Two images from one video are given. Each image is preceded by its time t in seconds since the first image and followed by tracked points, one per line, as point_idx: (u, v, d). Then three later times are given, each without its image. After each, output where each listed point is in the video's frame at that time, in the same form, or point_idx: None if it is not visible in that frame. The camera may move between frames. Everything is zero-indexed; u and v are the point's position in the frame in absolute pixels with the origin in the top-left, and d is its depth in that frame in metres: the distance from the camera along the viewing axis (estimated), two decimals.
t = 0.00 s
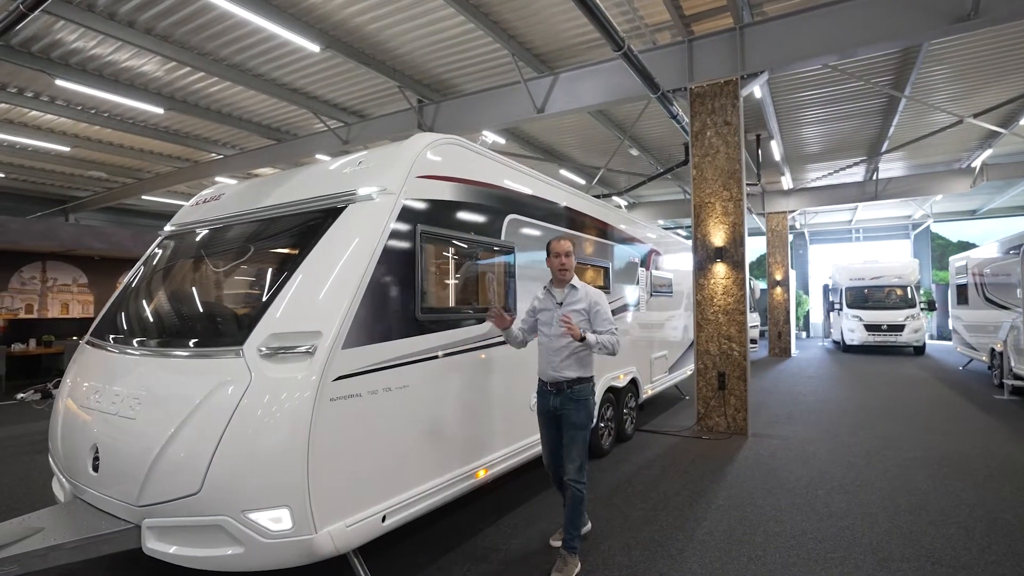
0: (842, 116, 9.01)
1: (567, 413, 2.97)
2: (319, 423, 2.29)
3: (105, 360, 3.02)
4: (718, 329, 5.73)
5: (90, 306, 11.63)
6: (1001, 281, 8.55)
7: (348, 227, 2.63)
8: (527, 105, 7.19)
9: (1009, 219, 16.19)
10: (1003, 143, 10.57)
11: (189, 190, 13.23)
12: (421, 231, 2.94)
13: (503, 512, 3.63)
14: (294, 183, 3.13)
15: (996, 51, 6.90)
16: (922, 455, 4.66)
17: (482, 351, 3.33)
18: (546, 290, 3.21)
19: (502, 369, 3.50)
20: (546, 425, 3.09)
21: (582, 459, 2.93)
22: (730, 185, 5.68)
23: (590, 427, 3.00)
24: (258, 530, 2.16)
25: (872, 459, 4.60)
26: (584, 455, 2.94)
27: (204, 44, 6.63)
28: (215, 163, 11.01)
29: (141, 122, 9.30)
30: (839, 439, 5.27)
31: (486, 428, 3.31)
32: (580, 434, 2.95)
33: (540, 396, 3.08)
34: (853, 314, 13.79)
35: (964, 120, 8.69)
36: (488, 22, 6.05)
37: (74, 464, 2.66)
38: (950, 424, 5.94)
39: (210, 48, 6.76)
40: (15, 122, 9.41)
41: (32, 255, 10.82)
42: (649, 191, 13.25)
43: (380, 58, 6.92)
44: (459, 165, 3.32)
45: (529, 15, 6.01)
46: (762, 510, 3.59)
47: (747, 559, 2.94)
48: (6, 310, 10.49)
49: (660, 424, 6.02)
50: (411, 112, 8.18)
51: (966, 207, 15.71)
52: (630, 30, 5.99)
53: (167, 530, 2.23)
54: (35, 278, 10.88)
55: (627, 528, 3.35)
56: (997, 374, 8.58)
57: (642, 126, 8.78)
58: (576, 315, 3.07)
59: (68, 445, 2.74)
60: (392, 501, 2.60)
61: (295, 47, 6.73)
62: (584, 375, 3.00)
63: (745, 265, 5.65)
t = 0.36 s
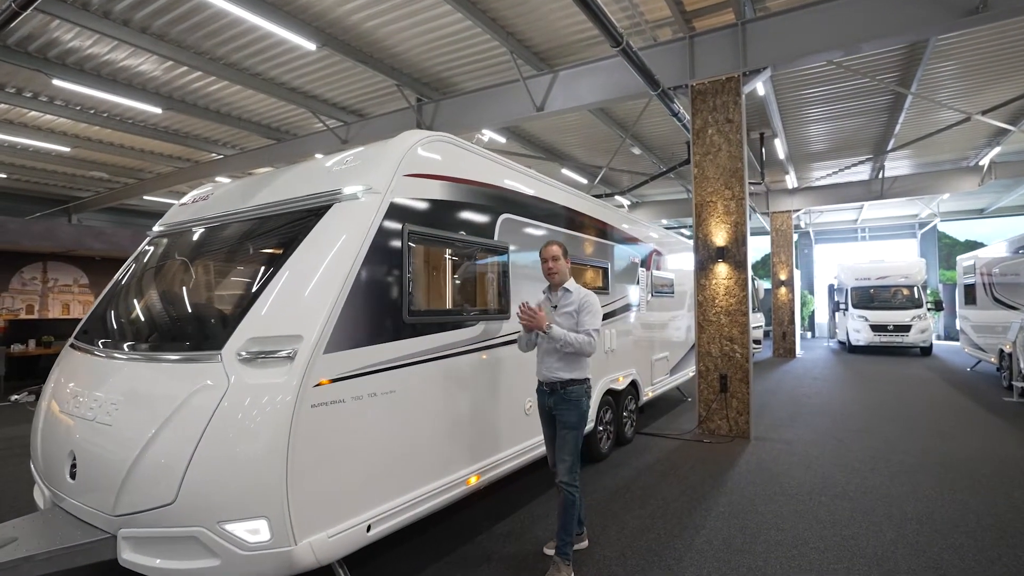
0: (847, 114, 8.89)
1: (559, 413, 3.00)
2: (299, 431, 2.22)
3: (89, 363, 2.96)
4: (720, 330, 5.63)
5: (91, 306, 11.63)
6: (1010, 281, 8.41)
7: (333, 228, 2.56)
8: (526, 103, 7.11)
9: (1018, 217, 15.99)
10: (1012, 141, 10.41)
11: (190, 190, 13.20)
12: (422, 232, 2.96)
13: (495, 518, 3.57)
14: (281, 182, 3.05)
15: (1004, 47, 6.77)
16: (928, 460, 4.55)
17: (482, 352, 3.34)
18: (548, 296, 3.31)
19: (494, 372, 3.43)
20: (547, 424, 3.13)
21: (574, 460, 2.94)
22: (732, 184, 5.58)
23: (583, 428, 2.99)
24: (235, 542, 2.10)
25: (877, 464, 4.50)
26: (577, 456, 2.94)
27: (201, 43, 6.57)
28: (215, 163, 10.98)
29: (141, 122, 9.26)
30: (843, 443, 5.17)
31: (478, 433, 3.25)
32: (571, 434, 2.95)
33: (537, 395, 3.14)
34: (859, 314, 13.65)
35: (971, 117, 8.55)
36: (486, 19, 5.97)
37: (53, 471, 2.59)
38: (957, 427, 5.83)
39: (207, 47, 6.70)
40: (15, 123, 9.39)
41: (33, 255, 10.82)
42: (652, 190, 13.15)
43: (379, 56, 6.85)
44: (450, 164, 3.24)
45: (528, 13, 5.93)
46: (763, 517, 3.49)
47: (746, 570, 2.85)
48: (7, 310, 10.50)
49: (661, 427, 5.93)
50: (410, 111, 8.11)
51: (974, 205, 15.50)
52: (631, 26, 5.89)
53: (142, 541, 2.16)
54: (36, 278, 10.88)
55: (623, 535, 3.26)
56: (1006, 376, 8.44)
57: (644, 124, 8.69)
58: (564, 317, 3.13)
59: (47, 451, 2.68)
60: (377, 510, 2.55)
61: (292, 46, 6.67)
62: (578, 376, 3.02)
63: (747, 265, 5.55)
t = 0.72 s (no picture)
0: (852, 113, 8.79)
1: (562, 414, 2.99)
2: (282, 439, 2.16)
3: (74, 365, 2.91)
4: (721, 332, 5.55)
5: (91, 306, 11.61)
6: (1016, 283, 8.30)
7: (320, 228, 2.50)
8: (526, 103, 7.05)
9: None
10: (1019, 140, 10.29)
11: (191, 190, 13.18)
12: (421, 234, 2.94)
13: (489, 524, 3.51)
14: (271, 181, 2.99)
15: (1011, 45, 6.67)
16: (934, 466, 4.46)
17: (483, 354, 3.33)
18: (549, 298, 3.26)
19: (487, 376, 3.37)
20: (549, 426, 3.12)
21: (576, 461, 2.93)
22: (734, 184, 5.50)
23: (585, 430, 2.98)
24: (214, 552, 2.04)
25: (880, 469, 4.41)
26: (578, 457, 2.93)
27: (198, 42, 6.52)
28: (215, 163, 10.94)
29: (140, 122, 9.23)
30: (847, 447, 5.08)
31: (470, 437, 3.19)
32: (572, 435, 2.94)
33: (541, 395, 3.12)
34: (863, 316, 13.55)
35: (977, 117, 8.45)
36: (485, 18, 5.91)
37: (34, 476, 2.54)
38: (963, 432, 5.73)
39: (204, 46, 6.65)
40: (15, 123, 9.36)
41: (33, 256, 10.81)
42: (655, 190, 13.07)
43: (377, 55, 6.79)
44: (443, 163, 3.18)
45: (527, 11, 5.86)
46: (763, 525, 3.42)
47: None
48: (7, 311, 10.49)
49: (661, 430, 5.85)
50: (410, 111, 8.05)
51: (980, 206, 15.36)
52: (631, 25, 5.81)
53: (120, 551, 2.10)
54: (36, 278, 10.86)
55: (619, 543, 3.19)
56: (1012, 379, 8.33)
57: (646, 124, 8.62)
58: (566, 319, 3.10)
59: (29, 455, 2.62)
60: (363, 518, 2.50)
61: (290, 45, 6.62)
62: (581, 378, 3.00)
63: (749, 267, 5.47)
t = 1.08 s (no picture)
0: (860, 111, 8.67)
1: (564, 416, 2.96)
2: (270, 444, 2.12)
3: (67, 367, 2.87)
4: (726, 333, 5.47)
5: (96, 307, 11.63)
6: None
7: (311, 227, 2.45)
8: (529, 102, 6.99)
9: None
10: None
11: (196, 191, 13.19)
12: (423, 235, 2.93)
13: (487, 530, 3.45)
14: (266, 180, 2.94)
15: None
16: (945, 471, 4.36)
17: (488, 354, 3.31)
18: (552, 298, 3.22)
19: (486, 379, 3.30)
20: (552, 430, 3.10)
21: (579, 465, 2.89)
22: (739, 183, 5.42)
23: (587, 431, 2.94)
24: (199, 561, 2.00)
25: (889, 474, 4.31)
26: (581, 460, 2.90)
27: (199, 42, 6.49)
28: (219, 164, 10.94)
29: (145, 123, 9.23)
30: (855, 451, 4.98)
31: (468, 442, 3.13)
32: (574, 436, 2.91)
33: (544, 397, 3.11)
34: (872, 317, 13.39)
35: (988, 115, 8.31)
36: (487, 16, 5.84)
37: (23, 480, 2.50)
38: (974, 436, 5.60)
39: (206, 46, 6.62)
40: (20, 124, 9.38)
41: (39, 256, 10.84)
42: (660, 190, 12.97)
43: (379, 55, 6.74)
44: (440, 161, 3.12)
45: (529, 9, 5.79)
46: (768, 531, 3.33)
47: None
48: (13, 311, 10.52)
49: (666, 433, 5.77)
50: (412, 111, 8.01)
51: (991, 206, 15.15)
52: (635, 23, 5.74)
53: (106, 558, 2.06)
54: (41, 279, 10.90)
55: (619, 550, 3.11)
56: None
57: (650, 122, 8.53)
58: (570, 321, 3.06)
59: (19, 459, 2.59)
60: (355, 524, 2.45)
61: (292, 44, 6.58)
62: (585, 380, 2.97)
63: (755, 267, 5.39)
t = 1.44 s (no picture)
0: (866, 108, 8.56)
1: (575, 422, 2.92)
2: (252, 447, 2.06)
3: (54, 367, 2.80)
4: (729, 333, 5.38)
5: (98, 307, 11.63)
6: None
7: (297, 225, 2.39)
8: (529, 99, 6.93)
9: None
10: None
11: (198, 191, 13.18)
12: (422, 235, 2.92)
13: (484, 534, 3.39)
14: (258, 176, 2.87)
15: None
16: (953, 474, 4.27)
17: (488, 354, 3.28)
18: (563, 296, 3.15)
19: (482, 380, 3.23)
20: (560, 434, 3.02)
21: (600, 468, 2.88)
22: (742, 180, 5.33)
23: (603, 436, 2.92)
24: (179, 568, 1.94)
25: (895, 477, 4.22)
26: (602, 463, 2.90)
27: (197, 40, 6.45)
28: (220, 164, 10.92)
29: (146, 122, 9.21)
30: (860, 453, 4.90)
31: (462, 444, 3.06)
32: (589, 442, 2.88)
33: (551, 400, 3.05)
34: (878, 316, 13.26)
35: (996, 111, 8.19)
36: (486, 12, 5.77)
37: (6, 483, 2.45)
38: (983, 438, 5.50)
39: (205, 45, 6.58)
40: (22, 125, 9.37)
41: (42, 257, 10.85)
42: (664, 189, 12.88)
43: (378, 52, 6.69)
44: (432, 157, 3.05)
45: (528, 6, 5.72)
46: (771, 536, 3.25)
47: None
48: (15, 311, 10.53)
49: (668, 434, 5.69)
50: (412, 109, 7.95)
51: (999, 204, 15.00)
52: (636, 19, 5.66)
53: (85, 564, 2.01)
54: (44, 279, 10.91)
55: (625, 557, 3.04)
56: None
57: (653, 120, 8.45)
58: (581, 322, 2.99)
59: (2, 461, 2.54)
60: (343, 529, 2.40)
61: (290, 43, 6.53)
62: (592, 383, 2.93)
63: (758, 265, 5.30)
